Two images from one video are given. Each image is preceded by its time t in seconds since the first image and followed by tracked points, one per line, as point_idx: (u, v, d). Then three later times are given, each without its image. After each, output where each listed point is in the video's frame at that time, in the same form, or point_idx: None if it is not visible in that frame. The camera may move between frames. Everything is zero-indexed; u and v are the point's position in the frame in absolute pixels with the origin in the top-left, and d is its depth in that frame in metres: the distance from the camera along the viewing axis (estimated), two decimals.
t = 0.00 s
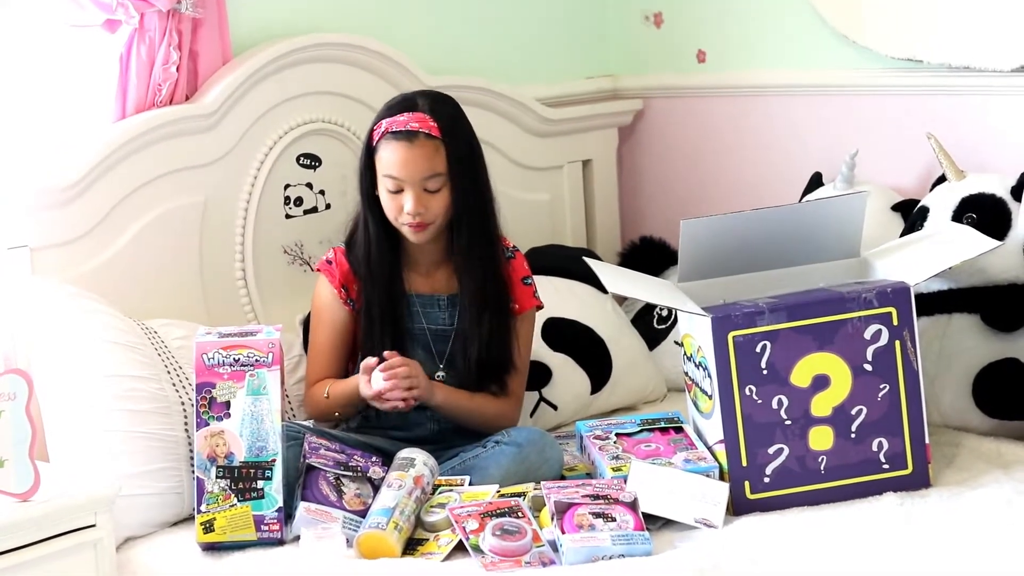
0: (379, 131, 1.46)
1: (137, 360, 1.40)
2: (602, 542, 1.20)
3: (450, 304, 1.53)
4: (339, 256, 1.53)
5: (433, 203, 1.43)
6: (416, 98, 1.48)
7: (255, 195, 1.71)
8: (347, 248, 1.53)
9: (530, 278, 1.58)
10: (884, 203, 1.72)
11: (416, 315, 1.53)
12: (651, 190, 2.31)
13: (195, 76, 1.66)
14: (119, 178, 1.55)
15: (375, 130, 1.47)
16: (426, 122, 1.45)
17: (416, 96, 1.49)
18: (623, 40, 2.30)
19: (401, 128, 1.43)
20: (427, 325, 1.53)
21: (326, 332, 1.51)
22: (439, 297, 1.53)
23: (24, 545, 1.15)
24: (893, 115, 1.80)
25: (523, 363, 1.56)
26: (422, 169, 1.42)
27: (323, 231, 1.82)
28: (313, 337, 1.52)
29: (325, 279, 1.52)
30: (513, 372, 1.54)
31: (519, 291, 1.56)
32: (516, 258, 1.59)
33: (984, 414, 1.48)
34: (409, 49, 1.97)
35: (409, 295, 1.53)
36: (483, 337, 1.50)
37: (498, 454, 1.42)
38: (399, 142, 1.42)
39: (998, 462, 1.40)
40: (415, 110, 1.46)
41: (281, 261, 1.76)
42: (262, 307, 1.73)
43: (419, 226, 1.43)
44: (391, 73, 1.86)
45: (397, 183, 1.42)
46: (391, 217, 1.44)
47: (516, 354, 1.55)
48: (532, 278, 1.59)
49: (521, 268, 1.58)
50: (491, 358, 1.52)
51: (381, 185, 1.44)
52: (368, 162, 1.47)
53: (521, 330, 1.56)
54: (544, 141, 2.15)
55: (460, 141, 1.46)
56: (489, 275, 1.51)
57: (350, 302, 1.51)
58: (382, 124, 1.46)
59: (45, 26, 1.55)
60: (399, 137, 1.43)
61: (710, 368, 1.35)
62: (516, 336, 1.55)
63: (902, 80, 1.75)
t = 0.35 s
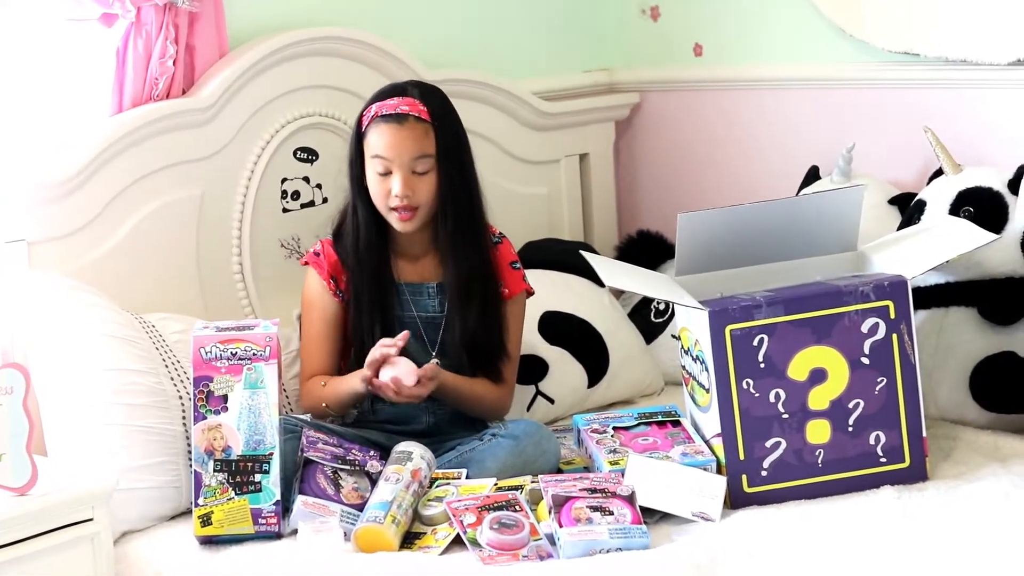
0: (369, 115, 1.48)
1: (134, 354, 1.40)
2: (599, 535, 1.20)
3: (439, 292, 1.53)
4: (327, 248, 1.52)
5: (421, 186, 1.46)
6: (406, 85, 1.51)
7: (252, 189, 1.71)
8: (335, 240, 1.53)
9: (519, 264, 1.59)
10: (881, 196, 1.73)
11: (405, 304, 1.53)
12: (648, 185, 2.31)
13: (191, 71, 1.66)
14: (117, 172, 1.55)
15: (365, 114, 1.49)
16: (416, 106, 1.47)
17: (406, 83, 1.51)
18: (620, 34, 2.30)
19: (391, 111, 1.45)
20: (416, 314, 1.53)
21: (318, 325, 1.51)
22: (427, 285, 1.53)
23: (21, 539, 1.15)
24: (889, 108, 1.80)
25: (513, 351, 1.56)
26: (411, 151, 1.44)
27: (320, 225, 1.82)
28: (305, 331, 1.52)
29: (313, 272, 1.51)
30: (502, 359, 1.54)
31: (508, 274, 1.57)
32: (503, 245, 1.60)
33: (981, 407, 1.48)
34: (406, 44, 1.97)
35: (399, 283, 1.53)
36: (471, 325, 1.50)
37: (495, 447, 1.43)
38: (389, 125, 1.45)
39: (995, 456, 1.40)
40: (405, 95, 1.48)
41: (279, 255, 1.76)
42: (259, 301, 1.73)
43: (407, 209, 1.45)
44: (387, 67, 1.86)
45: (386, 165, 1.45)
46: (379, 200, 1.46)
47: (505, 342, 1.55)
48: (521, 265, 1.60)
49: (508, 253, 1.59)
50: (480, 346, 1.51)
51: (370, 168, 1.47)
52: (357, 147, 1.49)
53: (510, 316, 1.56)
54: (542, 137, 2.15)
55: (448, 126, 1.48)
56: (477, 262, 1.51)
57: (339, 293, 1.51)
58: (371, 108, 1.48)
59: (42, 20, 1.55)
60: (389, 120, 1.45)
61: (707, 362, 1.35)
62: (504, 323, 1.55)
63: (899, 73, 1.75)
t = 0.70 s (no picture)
0: (359, 102, 1.50)
1: (132, 350, 1.40)
2: (597, 531, 1.20)
3: (429, 284, 1.53)
4: (317, 246, 1.53)
5: (415, 169, 1.48)
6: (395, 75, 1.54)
7: (250, 185, 1.71)
8: (324, 237, 1.54)
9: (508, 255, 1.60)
10: (879, 192, 1.73)
11: (396, 298, 1.53)
12: (647, 181, 2.31)
13: (189, 66, 1.66)
14: (115, 168, 1.55)
15: (354, 102, 1.51)
16: (406, 92, 1.50)
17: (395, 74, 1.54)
18: (619, 30, 2.30)
19: (382, 96, 1.48)
20: (408, 308, 1.53)
21: (311, 322, 1.50)
22: (417, 279, 1.53)
23: (19, 535, 1.14)
24: (887, 103, 1.80)
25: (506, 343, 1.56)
26: (404, 134, 1.47)
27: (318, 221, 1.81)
28: (298, 327, 1.51)
29: (304, 269, 1.51)
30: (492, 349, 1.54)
31: (498, 265, 1.58)
32: (492, 237, 1.61)
33: (979, 403, 1.48)
34: (404, 39, 1.97)
35: (388, 278, 1.53)
36: (461, 313, 1.51)
37: (491, 442, 1.43)
38: (380, 110, 1.47)
39: (993, 452, 1.40)
40: (395, 83, 1.51)
41: (276, 252, 1.76)
42: (256, 297, 1.73)
43: (401, 192, 1.47)
44: (385, 63, 1.85)
45: (378, 150, 1.46)
46: (372, 186, 1.47)
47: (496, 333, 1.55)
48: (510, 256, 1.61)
49: (497, 245, 1.60)
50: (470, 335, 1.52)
51: (362, 155, 1.48)
52: (348, 135, 1.50)
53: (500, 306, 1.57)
54: (540, 133, 2.15)
55: (437, 113, 1.52)
56: (466, 250, 1.53)
57: (330, 290, 1.51)
58: (360, 96, 1.51)
59: (39, 16, 1.55)
60: (381, 104, 1.48)
61: (705, 358, 1.35)
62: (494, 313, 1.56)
63: (898, 69, 1.75)
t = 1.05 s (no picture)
0: (358, 108, 1.51)
1: (132, 359, 1.40)
2: (597, 541, 1.20)
3: (427, 293, 1.52)
4: (314, 257, 1.53)
5: (413, 175, 1.48)
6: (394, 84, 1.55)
7: (250, 193, 1.71)
8: (321, 248, 1.54)
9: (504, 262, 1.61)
10: (879, 202, 1.73)
11: (393, 308, 1.52)
12: (646, 189, 2.31)
13: (189, 75, 1.66)
14: (114, 176, 1.55)
15: (353, 109, 1.51)
16: (406, 99, 1.51)
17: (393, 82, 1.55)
18: (618, 38, 2.30)
19: (382, 102, 1.49)
20: (406, 317, 1.52)
21: (309, 333, 1.49)
22: (415, 287, 1.53)
23: (19, 545, 1.14)
24: (886, 113, 1.80)
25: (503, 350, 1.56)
26: (403, 139, 1.47)
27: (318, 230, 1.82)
28: (297, 339, 1.51)
29: (301, 280, 1.51)
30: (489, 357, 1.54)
31: (495, 272, 1.58)
32: (489, 245, 1.62)
33: (979, 413, 1.48)
34: (404, 48, 1.97)
35: (386, 287, 1.53)
36: (459, 322, 1.51)
37: (491, 451, 1.43)
38: (380, 115, 1.48)
39: (993, 462, 1.40)
40: (394, 90, 1.52)
41: (276, 261, 1.76)
42: (256, 307, 1.73)
43: (399, 197, 1.47)
44: (386, 72, 1.85)
45: (376, 154, 1.47)
46: (370, 190, 1.47)
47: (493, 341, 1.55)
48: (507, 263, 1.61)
49: (494, 253, 1.61)
50: (468, 344, 1.52)
51: (360, 159, 1.48)
52: (346, 141, 1.51)
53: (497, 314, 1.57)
54: (540, 140, 2.15)
55: (435, 121, 1.52)
56: (463, 259, 1.53)
57: (328, 301, 1.50)
58: (359, 103, 1.51)
59: (40, 25, 1.55)
60: (381, 109, 1.48)
61: (704, 368, 1.35)
62: (492, 321, 1.56)
63: (897, 79, 1.75)
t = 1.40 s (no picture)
0: (364, 102, 1.50)
1: (128, 353, 1.40)
2: (593, 535, 1.20)
3: (423, 289, 1.53)
4: (309, 254, 1.52)
5: (412, 175, 1.48)
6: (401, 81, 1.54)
7: (246, 187, 1.71)
8: (318, 246, 1.53)
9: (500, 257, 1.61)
10: (874, 195, 1.73)
11: (389, 304, 1.53)
12: (643, 184, 2.31)
13: (184, 69, 1.66)
14: (110, 170, 1.55)
15: (359, 101, 1.50)
16: (413, 98, 1.51)
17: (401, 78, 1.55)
18: (614, 32, 2.30)
19: (389, 99, 1.48)
20: (401, 313, 1.53)
21: (305, 331, 1.50)
22: (411, 284, 1.53)
23: (14, 539, 1.14)
24: (882, 106, 1.80)
25: (498, 346, 1.56)
26: (406, 137, 1.47)
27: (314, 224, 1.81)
28: (292, 337, 1.51)
29: (296, 278, 1.51)
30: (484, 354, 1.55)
31: (490, 268, 1.58)
32: (484, 239, 1.61)
33: (975, 407, 1.48)
34: (400, 42, 1.97)
35: (382, 284, 1.53)
36: (455, 320, 1.52)
37: (486, 445, 1.43)
38: (385, 111, 1.47)
39: (988, 456, 1.40)
40: (402, 87, 1.52)
41: (272, 255, 1.76)
42: (252, 301, 1.73)
43: (396, 196, 1.46)
44: (381, 66, 1.85)
45: (379, 151, 1.46)
46: (369, 186, 1.47)
47: (488, 337, 1.56)
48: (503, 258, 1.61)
49: (490, 248, 1.60)
50: (463, 341, 1.53)
51: (361, 154, 1.48)
52: (347, 135, 1.50)
53: (493, 310, 1.57)
54: (537, 135, 2.15)
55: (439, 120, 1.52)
56: (461, 257, 1.53)
57: (323, 298, 1.50)
58: (364, 98, 1.51)
59: (34, 19, 1.55)
60: (387, 106, 1.48)
61: (700, 361, 1.35)
62: (487, 318, 1.56)
63: (893, 72, 1.75)
